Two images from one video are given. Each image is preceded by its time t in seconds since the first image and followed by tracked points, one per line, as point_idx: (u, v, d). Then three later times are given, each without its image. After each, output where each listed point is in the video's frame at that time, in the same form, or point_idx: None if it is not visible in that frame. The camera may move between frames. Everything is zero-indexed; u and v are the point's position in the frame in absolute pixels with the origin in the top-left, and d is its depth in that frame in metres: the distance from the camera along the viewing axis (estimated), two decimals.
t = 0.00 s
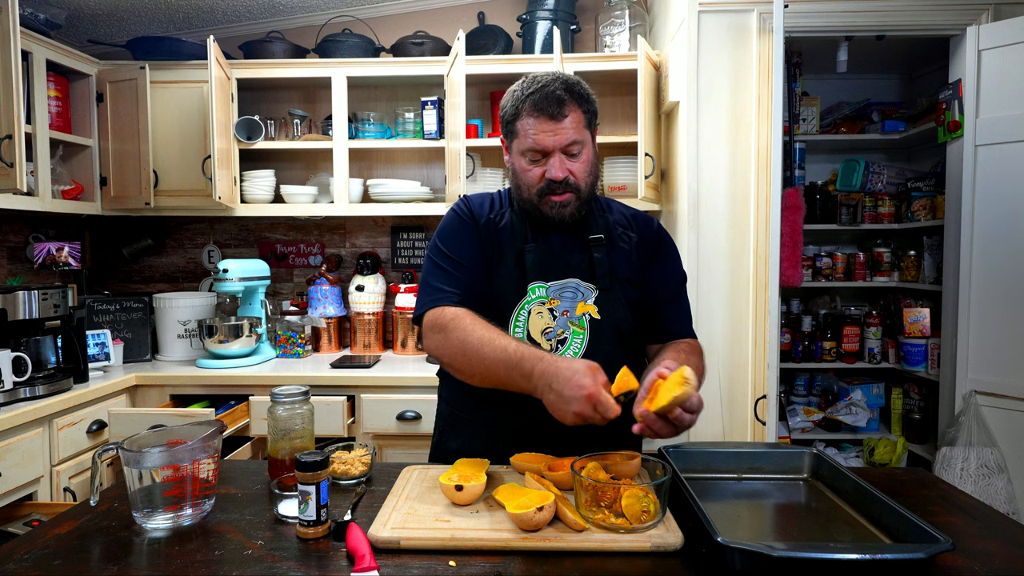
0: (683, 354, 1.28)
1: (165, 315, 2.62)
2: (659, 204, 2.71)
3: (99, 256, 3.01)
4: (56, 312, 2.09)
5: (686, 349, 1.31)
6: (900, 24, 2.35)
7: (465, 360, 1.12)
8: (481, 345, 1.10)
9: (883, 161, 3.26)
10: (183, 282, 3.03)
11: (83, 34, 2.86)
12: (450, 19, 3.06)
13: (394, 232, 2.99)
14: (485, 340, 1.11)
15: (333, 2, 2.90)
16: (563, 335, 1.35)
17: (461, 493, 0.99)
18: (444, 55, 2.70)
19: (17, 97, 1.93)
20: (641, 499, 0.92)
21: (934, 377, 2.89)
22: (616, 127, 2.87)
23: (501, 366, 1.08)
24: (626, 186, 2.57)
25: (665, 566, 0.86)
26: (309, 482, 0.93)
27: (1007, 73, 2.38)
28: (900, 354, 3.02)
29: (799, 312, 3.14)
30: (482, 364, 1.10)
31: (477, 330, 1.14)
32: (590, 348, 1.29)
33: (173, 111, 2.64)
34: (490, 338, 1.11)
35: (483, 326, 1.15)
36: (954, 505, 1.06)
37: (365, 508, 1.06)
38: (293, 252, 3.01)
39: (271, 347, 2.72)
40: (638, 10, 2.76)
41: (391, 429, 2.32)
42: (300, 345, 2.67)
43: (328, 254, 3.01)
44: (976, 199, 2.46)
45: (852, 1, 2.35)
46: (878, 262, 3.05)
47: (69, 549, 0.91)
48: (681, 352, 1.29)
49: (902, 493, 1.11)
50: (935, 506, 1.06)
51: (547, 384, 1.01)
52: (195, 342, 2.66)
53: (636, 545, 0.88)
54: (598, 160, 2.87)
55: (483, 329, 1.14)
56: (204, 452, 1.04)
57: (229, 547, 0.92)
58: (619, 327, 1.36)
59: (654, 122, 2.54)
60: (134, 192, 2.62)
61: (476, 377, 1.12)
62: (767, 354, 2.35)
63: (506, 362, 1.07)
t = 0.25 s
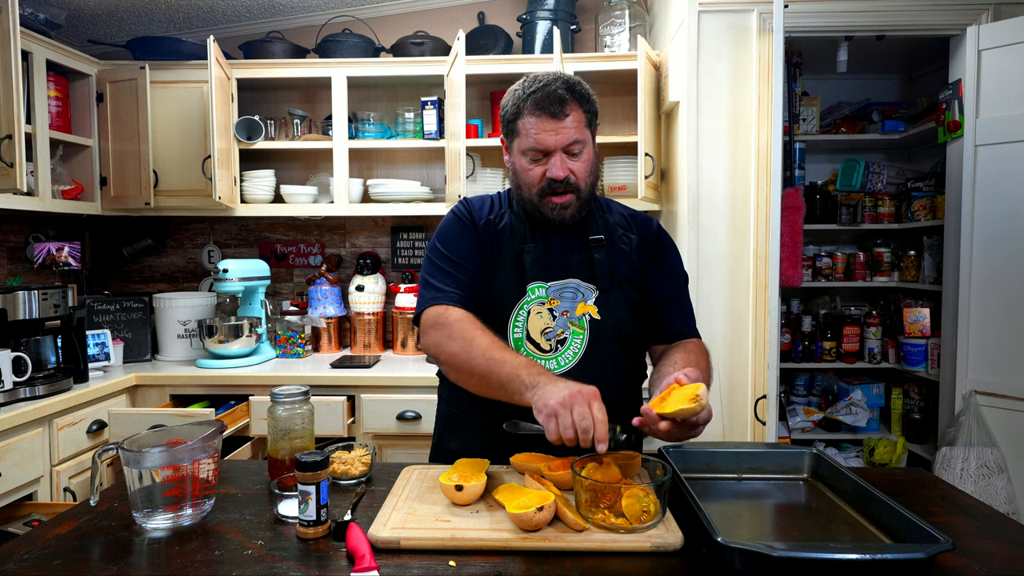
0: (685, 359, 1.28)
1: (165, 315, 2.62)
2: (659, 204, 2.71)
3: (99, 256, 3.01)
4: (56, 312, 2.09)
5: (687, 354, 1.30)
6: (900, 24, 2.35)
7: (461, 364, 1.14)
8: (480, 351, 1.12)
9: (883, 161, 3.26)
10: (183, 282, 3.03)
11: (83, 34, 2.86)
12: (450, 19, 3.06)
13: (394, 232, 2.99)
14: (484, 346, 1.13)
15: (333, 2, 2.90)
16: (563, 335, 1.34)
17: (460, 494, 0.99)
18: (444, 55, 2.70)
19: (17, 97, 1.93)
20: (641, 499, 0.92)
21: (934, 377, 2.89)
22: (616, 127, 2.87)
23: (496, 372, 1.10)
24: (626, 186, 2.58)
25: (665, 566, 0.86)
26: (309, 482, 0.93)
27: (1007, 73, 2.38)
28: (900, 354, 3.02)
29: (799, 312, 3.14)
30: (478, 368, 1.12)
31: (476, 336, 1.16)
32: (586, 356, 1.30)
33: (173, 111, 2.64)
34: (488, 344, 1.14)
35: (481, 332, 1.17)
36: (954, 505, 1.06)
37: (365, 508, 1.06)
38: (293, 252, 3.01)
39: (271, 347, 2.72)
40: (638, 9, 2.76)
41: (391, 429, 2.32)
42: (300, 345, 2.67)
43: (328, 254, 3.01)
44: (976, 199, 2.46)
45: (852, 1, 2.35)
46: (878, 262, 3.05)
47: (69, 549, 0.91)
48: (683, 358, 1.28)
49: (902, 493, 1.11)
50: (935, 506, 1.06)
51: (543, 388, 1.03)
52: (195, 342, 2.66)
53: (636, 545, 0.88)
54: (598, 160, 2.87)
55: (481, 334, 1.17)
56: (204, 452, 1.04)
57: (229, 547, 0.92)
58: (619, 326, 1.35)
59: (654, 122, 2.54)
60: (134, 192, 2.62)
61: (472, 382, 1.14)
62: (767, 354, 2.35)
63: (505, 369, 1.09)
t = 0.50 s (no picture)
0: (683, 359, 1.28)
1: (165, 315, 2.62)
2: (659, 204, 2.71)
3: (99, 256, 3.01)
4: (56, 312, 2.09)
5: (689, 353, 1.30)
6: (900, 24, 2.35)
7: (460, 356, 1.16)
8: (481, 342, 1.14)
9: (883, 161, 3.26)
10: (183, 282, 3.03)
11: (83, 34, 2.86)
12: (450, 19, 3.06)
13: (394, 232, 2.99)
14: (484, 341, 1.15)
15: (333, 2, 2.90)
16: (563, 336, 1.34)
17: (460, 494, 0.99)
18: (444, 55, 2.70)
19: (17, 97, 1.93)
20: (641, 499, 0.92)
21: (934, 377, 2.89)
22: (616, 127, 2.87)
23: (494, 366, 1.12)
24: (626, 186, 2.58)
25: (666, 566, 0.86)
26: (309, 482, 0.93)
27: (1007, 73, 2.38)
28: (900, 354, 3.02)
29: (799, 312, 3.14)
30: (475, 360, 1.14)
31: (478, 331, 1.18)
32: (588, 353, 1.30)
33: (173, 111, 2.64)
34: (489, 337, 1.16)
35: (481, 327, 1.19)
36: (953, 505, 1.06)
37: (365, 508, 1.06)
38: (293, 252, 3.01)
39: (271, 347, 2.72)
40: (638, 9, 2.76)
41: (391, 429, 2.32)
42: (300, 345, 2.67)
43: (328, 254, 3.01)
44: (976, 199, 2.46)
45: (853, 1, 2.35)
46: (878, 262, 3.05)
47: (69, 549, 0.91)
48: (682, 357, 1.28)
49: (902, 493, 1.11)
50: (935, 506, 1.06)
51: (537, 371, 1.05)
52: (195, 342, 2.66)
53: (636, 545, 0.88)
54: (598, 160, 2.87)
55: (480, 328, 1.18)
56: (204, 452, 1.04)
57: (229, 547, 0.92)
58: (619, 326, 1.35)
59: (654, 122, 2.54)
60: (134, 192, 2.62)
61: (470, 374, 1.15)
62: (767, 354, 2.35)
63: (505, 358, 1.11)
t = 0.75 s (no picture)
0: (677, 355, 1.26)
1: (165, 315, 2.62)
2: (659, 204, 2.71)
3: (99, 256, 3.01)
4: (56, 312, 2.09)
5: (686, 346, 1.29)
6: (900, 24, 2.35)
7: (463, 352, 1.12)
8: (483, 334, 1.11)
9: (883, 161, 3.26)
10: (183, 282, 3.03)
11: (83, 34, 2.86)
12: (450, 19, 3.06)
13: (394, 232, 2.99)
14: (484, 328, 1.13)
15: (333, 2, 2.90)
16: (563, 335, 1.35)
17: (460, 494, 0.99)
18: (444, 55, 2.70)
19: (17, 97, 1.93)
20: (641, 499, 0.92)
21: (934, 377, 2.89)
22: (616, 127, 2.87)
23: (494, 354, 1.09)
24: (626, 186, 2.58)
25: (666, 566, 0.86)
26: (309, 482, 0.93)
27: (1007, 73, 2.38)
28: (900, 354, 3.02)
29: (799, 312, 3.14)
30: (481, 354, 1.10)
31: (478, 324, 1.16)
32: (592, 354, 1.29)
33: (173, 111, 2.64)
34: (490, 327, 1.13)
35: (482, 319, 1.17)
36: (953, 505, 1.06)
37: (365, 508, 1.06)
38: (293, 252, 3.01)
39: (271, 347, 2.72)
40: (638, 9, 2.76)
41: (391, 429, 2.32)
42: (300, 345, 2.67)
43: (328, 254, 3.01)
44: (976, 199, 2.46)
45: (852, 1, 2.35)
46: (878, 262, 3.05)
47: (69, 549, 0.91)
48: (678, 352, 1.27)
49: (902, 493, 1.11)
50: (935, 506, 1.06)
51: (546, 369, 1.02)
52: (195, 342, 2.66)
53: (636, 545, 0.88)
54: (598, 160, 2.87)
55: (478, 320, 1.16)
56: (204, 452, 1.04)
57: (229, 547, 0.92)
58: (617, 325, 1.36)
59: (654, 122, 2.54)
60: (134, 192, 2.62)
61: (473, 363, 1.12)
62: (767, 354, 2.35)
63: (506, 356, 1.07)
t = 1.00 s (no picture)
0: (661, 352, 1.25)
1: (165, 315, 2.62)
2: (659, 204, 2.71)
3: (99, 256, 3.01)
4: (56, 312, 2.09)
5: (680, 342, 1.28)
6: (900, 24, 2.35)
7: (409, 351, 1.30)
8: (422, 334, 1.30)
9: (883, 161, 3.26)
10: (183, 282, 3.03)
11: (83, 34, 2.86)
12: (450, 19, 3.06)
13: (394, 232, 2.99)
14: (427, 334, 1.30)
15: (333, 2, 2.90)
16: (563, 333, 1.32)
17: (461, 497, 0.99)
18: (444, 55, 2.70)
19: (17, 97, 1.93)
20: (641, 499, 0.92)
21: (934, 377, 2.89)
22: (615, 128, 2.87)
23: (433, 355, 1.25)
24: (626, 186, 2.58)
25: (666, 566, 0.86)
26: (309, 482, 0.93)
27: (1007, 73, 2.38)
28: (900, 354, 3.02)
29: (799, 312, 3.14)
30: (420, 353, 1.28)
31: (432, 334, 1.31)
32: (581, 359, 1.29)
33: (173, 111, 2.64)
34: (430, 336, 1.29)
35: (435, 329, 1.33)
36: (953, 505, 1.06)
37: (365, 508, 1.06)
38: (293, 252, 3.01)
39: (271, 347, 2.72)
40: (638, 9, 2.76)
41: (391, 429, 2.31)
42: (300, 345, 2.67)
43: (328, 254, 3.01)
44: (976, 199, 2.46)
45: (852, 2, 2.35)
46: (878, 262, 3.05)
47: (69, 549, 0.91)
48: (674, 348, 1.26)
49: (902, 493, 1.11)
50: (935, 506, 1.06)
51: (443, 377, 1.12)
52: (195, 342, 2.66)
53: (636, 545, 0.88)
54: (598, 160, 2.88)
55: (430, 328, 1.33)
56: (204, 452, 1.04)
57: (229, 547, 0.92)
58: (620, 324, 1.34)
59: (654, 122, 2.54)
60: (134, 192, 2.62)
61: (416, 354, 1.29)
62: (767, 354, 2.35)
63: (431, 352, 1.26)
